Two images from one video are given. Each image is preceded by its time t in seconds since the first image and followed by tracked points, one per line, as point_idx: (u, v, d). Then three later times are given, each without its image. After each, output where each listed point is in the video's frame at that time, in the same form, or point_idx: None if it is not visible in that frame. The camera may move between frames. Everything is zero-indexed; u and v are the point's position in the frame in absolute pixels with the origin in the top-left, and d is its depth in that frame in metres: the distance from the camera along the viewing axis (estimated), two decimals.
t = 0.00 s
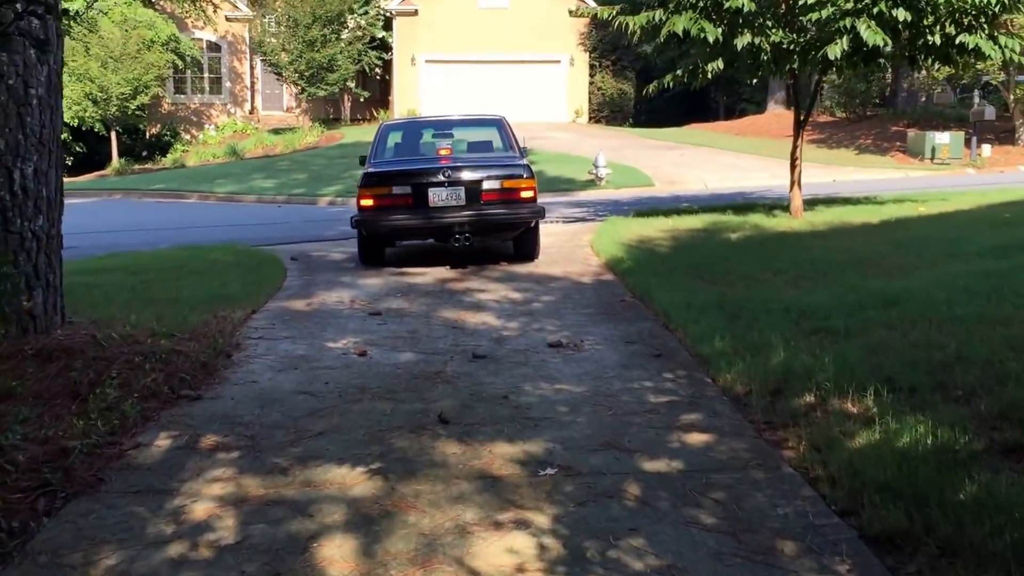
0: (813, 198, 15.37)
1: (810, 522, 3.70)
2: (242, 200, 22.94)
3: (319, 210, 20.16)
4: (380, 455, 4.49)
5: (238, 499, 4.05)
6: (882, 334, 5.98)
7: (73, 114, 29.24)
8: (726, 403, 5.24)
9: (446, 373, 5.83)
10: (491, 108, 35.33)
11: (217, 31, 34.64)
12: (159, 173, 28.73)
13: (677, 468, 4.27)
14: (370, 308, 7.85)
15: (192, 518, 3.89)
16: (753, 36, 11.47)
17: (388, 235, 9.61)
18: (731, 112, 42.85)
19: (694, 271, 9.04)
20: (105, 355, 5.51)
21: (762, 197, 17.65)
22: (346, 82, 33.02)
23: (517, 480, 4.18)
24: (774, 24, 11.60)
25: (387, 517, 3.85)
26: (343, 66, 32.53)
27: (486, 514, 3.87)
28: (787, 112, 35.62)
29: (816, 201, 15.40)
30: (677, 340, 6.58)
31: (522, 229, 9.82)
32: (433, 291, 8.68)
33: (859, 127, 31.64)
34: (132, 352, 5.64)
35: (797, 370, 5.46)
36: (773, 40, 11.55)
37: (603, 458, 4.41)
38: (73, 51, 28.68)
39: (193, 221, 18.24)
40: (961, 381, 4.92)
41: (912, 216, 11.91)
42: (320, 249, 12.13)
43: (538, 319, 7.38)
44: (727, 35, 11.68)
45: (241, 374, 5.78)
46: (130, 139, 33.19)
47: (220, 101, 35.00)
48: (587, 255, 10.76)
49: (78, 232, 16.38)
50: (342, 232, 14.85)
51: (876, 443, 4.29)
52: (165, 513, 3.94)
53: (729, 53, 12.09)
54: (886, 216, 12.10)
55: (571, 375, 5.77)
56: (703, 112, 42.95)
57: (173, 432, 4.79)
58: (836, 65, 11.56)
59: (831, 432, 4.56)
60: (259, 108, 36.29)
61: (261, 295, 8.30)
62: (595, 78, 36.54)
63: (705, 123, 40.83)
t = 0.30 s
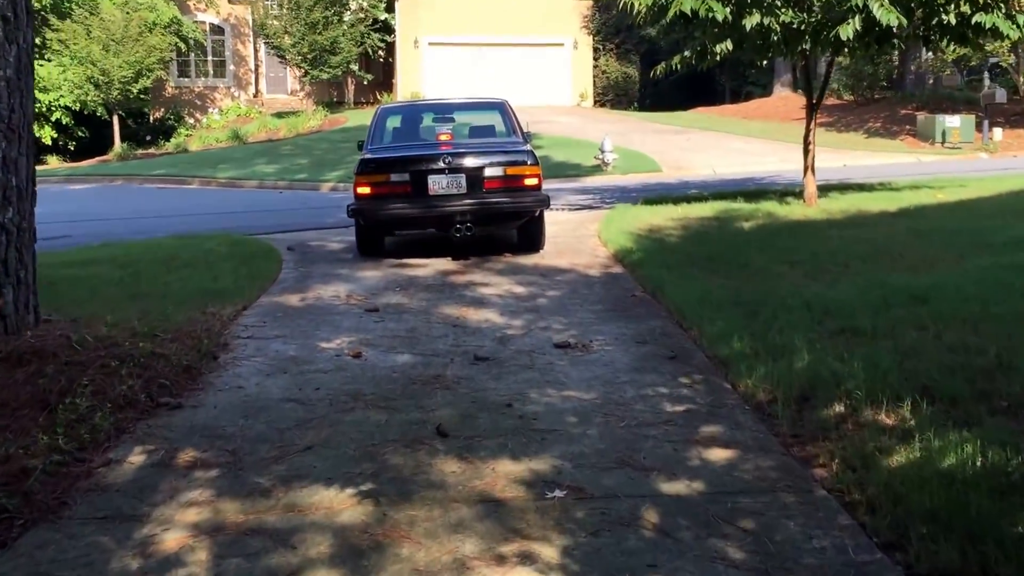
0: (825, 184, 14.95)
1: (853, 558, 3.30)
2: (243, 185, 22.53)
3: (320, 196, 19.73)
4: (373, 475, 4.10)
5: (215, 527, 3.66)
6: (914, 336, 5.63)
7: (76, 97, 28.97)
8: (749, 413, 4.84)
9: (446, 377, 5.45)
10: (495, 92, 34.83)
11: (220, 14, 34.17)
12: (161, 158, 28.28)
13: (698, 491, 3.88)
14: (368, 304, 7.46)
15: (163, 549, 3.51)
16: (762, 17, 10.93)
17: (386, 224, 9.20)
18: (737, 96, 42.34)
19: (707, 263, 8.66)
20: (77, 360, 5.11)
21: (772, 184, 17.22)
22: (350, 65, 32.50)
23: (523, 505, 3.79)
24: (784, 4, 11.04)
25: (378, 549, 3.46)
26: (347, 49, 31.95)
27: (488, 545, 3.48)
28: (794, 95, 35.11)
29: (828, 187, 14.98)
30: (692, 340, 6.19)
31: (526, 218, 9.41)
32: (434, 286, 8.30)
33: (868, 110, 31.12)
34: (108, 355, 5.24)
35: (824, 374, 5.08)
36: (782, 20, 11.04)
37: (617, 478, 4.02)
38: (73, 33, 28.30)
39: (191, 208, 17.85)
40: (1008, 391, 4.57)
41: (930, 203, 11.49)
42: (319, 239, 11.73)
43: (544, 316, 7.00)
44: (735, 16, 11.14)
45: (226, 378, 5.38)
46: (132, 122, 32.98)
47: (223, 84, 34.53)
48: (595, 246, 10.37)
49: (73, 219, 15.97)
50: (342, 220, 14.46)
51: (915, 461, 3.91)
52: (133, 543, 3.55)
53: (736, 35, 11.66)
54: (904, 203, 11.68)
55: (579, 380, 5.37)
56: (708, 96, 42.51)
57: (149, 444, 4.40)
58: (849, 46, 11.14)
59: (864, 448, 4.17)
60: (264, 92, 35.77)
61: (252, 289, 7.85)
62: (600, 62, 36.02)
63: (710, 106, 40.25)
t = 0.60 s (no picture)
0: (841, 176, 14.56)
1: None
2: (245, 176, 22.15)
3: (323, 189, 19.34)
4: (368, 508, 3.72)
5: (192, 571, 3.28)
6: (954, 346, 5.23)
7: (75, 87, 28.67)
8: (780, 433, 4.44)
9: (450, 391, 5.07)
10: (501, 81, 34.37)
11: (221, 3, 33.74)
12: (161, 149, 27.88)
13: (728, 529, 3.49)
14: (367, 307, 7.08)
15: None
16: (778, 4, 10.44)
17: (388, 221, 8.82)
18: (745, 84, 41.88)
19: (724, 263, 8.27)
20: (50, 375, 4.74)
21: (786, 175, 16.79)
22: (353, 54, 32.08)
23: (535, 545, 3.40)
24: None
25: None
26: (349, 38, 31.55)
27: None
28: (803, 84, 34.63)
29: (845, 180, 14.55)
30: (712, 349, 5.80)
31: (534, 214, 9.02)
32: (438, 287, 7.92)
33: (879, 98, 30.60)
34: (82, 369, 4.86)
35: (860, 392, 4.67)
36: (799, 8, 10.56)
37: (638, 511, 3.64)
38: (71, 22, 27.89)
39: (190, 200, 17.48)
40: None
41: (952, 196, 11.10)
42: (320, 235, 11.35)
43: (553, 321, 6.62)
44: (750, 3, 10.65)
45: (213, 393, 5.01)
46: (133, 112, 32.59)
47: (226, 74, 34.11)
48: (606, 244, 9.99)
49: (68, 212, 15.59)
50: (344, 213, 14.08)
51: (969, 495, 3.51)
52: None
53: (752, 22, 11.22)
54: (925, 196, 11.28)
55: (592, 394, 4.99)
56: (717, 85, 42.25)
57: (124, 470, 4.03)
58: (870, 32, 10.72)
59: (910, 475, 3.78)
60: (267, 82, 35.38)
61: (245, 291, 7.48)
62: (607, 50, 35.82)
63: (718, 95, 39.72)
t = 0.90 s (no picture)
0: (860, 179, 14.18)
1: None
2: (248, 178, 21.82)
3: (327, 191, 18.99)
4: (364, 559, 3.34)
5: None
6: (1001, 368, 4.80)
7: (74, 86, 28.41)
8: (818, 467, 4.03)
9: (457, 416, 4.70)
10: (508, 80, 34.01)
11: None
12: (162, 149, 27.57)
13: None
14: (369, 321, 6.73)
15: None
16: None
17: (392, 228, 8.44)
18: (757, 83, 41.44)
19: (744, 272, 7.86)
20: (22, 402, 4.37)
21: (802, 178, 16.40)
22: (358, 53, 31.76)
23: None
24: None
25: None
26: (355, 36, 31.17)
27: None
28: (815, 83, 34.22)
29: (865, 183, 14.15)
30: (736, 368, 5.39)
31: (545, 221, 8.63)
32: (444, 299, 7.55)
33: (893, 97, 30.15)
34: (56, 396, 4.49)
35: (903, 420, 4.22)
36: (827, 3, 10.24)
37: (666, 565, 3.25)
38: (70, 20, 27.52)
39: (191, 203, 17.18)
40: None
41: (980, 199, 10.70)
42: (322, 241, 10.99)
43: (566, 336, 6.25)
44: None
45: (199, 420, 4.63)
46: (134, 111, 32.33)
47: (229, 72, 33.82)
48: (620, 251, 9.61)
49: (65, 215, 15.27)
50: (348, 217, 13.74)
51: None
52: None
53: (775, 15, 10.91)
54: (951, 200, 10.88)
55: (611, 420, 4.60)
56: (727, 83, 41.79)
57: (96, 513, 3.66)
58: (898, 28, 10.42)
59: (970, 519, 3.37)
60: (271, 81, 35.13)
61: (240, 305, 7.13)
62: (617, 48, 35.45)
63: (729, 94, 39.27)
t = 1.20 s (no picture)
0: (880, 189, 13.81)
1: None
2: (254, 186, 21.50)
3: (333, 200, 18.64)
4: None
5: None
6: None
7: (79, 94, 28.13)
8: (864, 514, 3.64)
9: (465, 451, 4.34)
10: (517, 87, 33.71)
11: (232, 7, 33.19)
12: (168, 157, 27.33)
13: None
14: (372, 342, 6.37)
15: None
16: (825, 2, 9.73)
17: (398, 241, 8.08)
18: (767, 89, 41.10)
19: (769, 291, 7.48)
20: None
21: (819, 187, 15.98)
22: (366, 60, 31.46)
23: None
24: None
25: None
26: (362, 43, 30.84)
27: None
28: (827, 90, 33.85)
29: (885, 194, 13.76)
30: (767, 396, 4.99)
31: (558, 233, 8.26)
32: (452, 318, 7.18)
33: (907, 105, 29.76)
34: (29, 432, 4.14)
35: (954, 456, 3.81)
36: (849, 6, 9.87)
37: None
38: (76, 28, 27.27)
39: (196, 213, 16.87)
40: None
41: (1009, 210, 10.31)
42: (326, 254, 10.63)
43: (582, 360, 5.88)
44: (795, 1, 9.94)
45: (185, 456, 4.27)
46: (141, 119, 32.06)
47: (236, 80, 33.60)
48: (635, 266, 9.23)
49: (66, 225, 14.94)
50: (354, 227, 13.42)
51: None
52: None
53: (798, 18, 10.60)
54: (978, 212, 10.49)
55: (632, 457, 4.23)
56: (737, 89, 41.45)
57: (64, 569, 3.31)
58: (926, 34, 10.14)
59: None
60: (278, 88, 34.96)
61: (236, 326, 6.76)
62: (626, 55, 35.13)
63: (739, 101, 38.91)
